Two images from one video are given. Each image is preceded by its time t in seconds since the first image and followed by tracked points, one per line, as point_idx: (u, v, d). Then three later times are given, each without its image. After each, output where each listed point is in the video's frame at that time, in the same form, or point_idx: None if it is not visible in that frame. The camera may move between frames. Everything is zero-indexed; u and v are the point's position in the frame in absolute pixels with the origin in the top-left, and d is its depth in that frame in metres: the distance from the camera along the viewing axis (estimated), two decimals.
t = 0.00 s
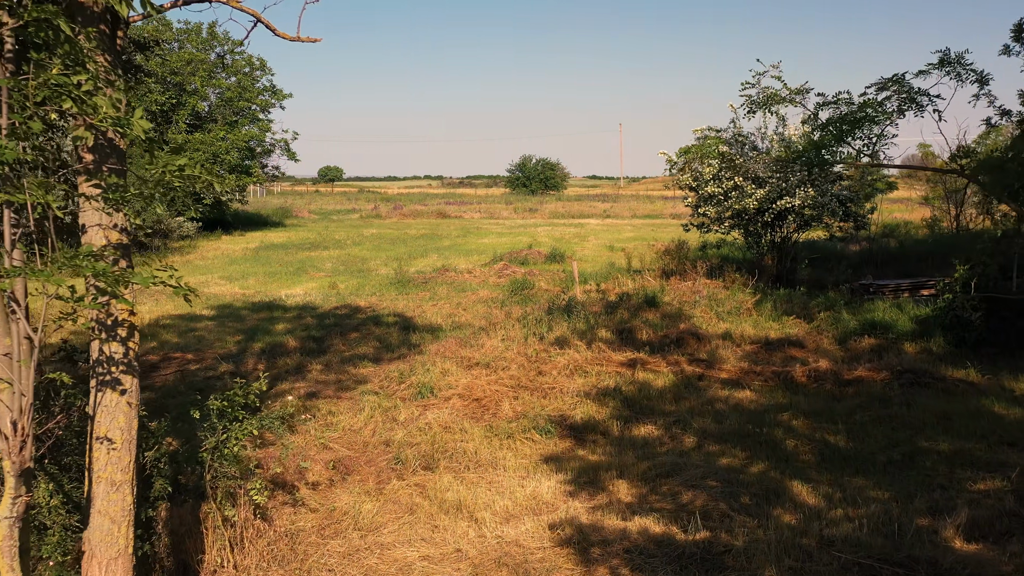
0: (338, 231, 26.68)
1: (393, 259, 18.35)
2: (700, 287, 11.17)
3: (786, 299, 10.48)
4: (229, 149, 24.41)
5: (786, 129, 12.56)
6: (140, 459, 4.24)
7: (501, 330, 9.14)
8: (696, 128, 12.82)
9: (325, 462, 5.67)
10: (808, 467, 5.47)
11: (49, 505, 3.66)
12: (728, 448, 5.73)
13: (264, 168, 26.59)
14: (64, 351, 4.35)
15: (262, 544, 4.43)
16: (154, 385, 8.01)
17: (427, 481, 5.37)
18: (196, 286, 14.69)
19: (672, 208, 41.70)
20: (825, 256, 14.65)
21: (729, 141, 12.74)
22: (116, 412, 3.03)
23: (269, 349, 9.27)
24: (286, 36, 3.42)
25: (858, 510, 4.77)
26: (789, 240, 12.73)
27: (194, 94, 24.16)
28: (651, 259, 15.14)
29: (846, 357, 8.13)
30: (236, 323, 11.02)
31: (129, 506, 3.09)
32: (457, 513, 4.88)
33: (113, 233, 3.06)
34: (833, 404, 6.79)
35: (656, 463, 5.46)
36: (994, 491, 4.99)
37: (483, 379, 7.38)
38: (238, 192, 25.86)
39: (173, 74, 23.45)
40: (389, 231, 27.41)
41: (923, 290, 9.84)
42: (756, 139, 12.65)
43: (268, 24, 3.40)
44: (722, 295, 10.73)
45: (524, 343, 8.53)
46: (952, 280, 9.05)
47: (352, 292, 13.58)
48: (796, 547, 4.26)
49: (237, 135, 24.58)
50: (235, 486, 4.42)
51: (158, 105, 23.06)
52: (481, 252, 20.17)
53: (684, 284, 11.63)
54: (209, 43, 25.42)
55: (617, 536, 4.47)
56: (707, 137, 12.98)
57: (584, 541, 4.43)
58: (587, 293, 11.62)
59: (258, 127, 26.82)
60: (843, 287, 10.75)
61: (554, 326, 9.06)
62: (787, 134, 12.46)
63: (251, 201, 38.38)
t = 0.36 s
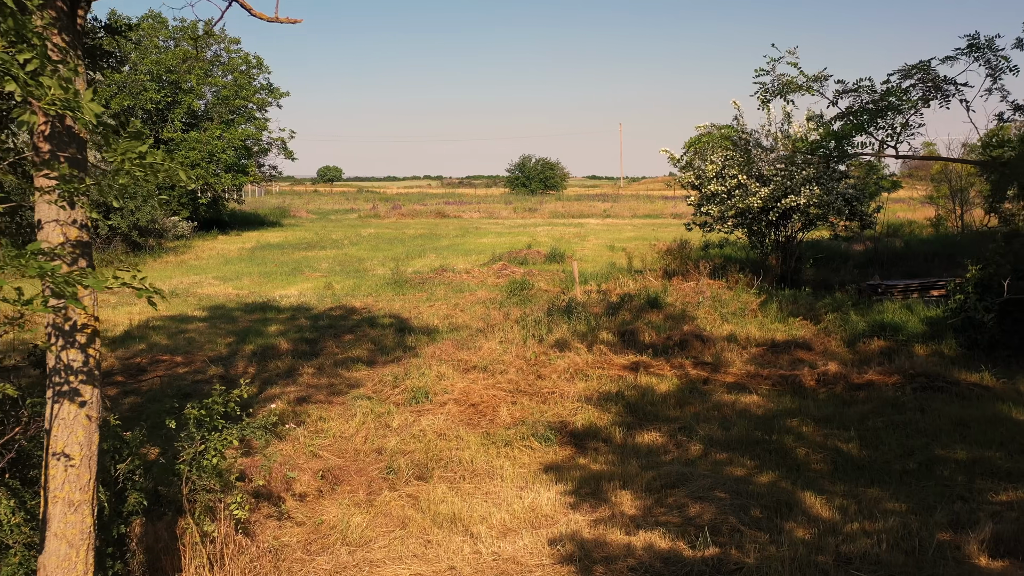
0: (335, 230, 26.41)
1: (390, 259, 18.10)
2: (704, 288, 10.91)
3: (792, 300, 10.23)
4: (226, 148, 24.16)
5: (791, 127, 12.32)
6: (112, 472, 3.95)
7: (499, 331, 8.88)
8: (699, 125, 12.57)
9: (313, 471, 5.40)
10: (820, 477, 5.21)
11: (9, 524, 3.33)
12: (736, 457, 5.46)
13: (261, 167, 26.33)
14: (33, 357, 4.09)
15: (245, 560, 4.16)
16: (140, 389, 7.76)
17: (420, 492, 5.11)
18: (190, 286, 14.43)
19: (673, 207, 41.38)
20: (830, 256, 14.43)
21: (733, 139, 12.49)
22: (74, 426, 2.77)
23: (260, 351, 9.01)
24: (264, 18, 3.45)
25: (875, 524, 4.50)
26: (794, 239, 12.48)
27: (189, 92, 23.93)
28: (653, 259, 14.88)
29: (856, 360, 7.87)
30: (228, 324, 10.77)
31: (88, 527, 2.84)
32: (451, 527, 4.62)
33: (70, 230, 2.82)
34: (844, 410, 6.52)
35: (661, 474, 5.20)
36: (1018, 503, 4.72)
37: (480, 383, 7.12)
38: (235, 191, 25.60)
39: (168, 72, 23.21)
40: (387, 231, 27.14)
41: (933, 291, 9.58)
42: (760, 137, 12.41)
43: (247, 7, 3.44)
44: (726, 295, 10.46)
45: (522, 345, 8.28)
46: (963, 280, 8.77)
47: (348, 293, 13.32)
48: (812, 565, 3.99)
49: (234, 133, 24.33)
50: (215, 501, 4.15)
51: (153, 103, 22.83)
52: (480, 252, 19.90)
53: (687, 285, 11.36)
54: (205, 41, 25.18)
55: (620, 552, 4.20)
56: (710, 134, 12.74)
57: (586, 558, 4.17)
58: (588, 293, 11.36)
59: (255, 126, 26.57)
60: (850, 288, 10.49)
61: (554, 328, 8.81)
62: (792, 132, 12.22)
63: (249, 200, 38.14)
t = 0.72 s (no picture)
0: (333, 230, 26.11)
1: (387, 259, 17.83)
2: (707, 289, 10.64)
3: (798, 301, 9.96)
4: (222, 147, 23.90)
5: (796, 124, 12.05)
6: (80, 487, 3.70)
7: (498, 334, 8.62)
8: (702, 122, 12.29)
9: (301, 483, 5.13)
10: (834, 488, 4.94)
11: None
12: (745, 467, 5.20)
13: (257, 166, 26.06)
14: None
15: None
16: (126, 393, 7.50)
17: (413, 504, 4.85)
18: (184, 287, 14.17)
19: (674, 207, 41.06)
20: (834, 256, 14.20)
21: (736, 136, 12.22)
22: (22, 443, 2.51)
23: (252, 354, 8.75)
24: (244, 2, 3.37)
25: (894, 540, 4.24)
26: (799, 239, 12.23)
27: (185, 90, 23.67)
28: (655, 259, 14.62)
29: (866, 364, 7.61)
30: (221, 326, 10.50)
31: (40, 555, 2.58)
32: (445, 542, 4.35)
33: (17, 228, 2.56)
34: (856, 416, 6.25)
35: (667, 485, 4.94)
36: None
37: (477, 388, 6.85)
38: (231, 191, 25.33)
39: (164, 70, 22.95)
40: (385, 231, 26.87)
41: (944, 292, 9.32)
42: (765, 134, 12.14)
43: None
44: (731, 296, 10.20)
45: (521, 348, 8.01)
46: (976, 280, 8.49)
47: (344, 294, 13.05)
48: None
49: (230, 132, 24.06)
50: (191, 517, 3.88)
51: (148, 102, 22.55)
52: (479, 252, 19.62)
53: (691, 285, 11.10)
54: (201, 39, 24.93)
55: (624, 571, 3.94)
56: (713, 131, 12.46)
57: None
58: (589, 294, 11.11)
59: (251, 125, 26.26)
60: (858, 289, 10.23)
61: (553, 330, 8.55)
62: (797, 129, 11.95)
63: (247, 200, 37.86)
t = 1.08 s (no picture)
0: (330, 230, 25.82)
1: (384, 259, 17.55)
2: (711, 290, 10.37)
3: (805, 303, 9.69)
4: (218, 146, 23.61)
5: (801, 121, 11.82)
6: (42, 506, 3.39)
7: (497, 337, 8.34)
8: (706, 118, 12.03)
9: (287, 496, 4.86)
10: (851, 502, 4.66)
11: None
12: (756, 478, 4.92)
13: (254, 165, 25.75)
14: None
15: None
16: (110, 399, 7.22)
17: (405, 518, 4.57)
18: (176, 288, 13.89)
19: (674, 207, 40.73)
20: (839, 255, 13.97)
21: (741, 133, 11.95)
22: None
23: (242, 357, 8.48)
24: None
25: (917, 559, 3.96)
26: (805, 239, 11.98)
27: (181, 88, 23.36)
28: (657, 259, 14.36)
29: (877, 368, 7.33)
30: (212, 327, 10.24)
31: None
32: (438, 561, 4.08)
33: None
34: (870, 424, 5.97)
35: (674, 498, 4.67)
36: None
37: (474, 393, 6.58)
38: (228, 190, 25.04)
39: (160, 68, 22.66)
40: (383, 230, 26.59)
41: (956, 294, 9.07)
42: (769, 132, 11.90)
43: None
44: (737, 298, 9.92)
45: (520, 352, 7.74)
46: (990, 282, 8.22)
47: (339, 295, 12.77)
48: None
49: (226, 131, 23.78)
50: (166, 537, 3.58)
51: (144, 100, 22.24)
52: (478, 253, 19.32)
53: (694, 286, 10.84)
54: (197, 37, 24.62)
55: None
56: (717, 128, 12.19)
57: None
58: (590, 295, 10.85)
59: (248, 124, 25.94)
60: (866, 290, 9.98)
61: (554, 333, 8.27)
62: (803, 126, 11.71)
63: (244, 200, 37.56)
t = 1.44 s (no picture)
0: (328, 229, 25.54)
1: (382, 259, 17.27)
2: (717, 290, 10.11)
3: (813, 305, 9.42)
4: (214, 144, 23.32)
5: (808, 118, 11.60)
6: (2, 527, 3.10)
7: (496, 339, 8.08)
8: (711, 114, 11.79)
9: (274, 510, 4.58)
10: (872, 516, 4.39)
11: None
12: (771, 491, 4.65)
13: (251, 164, 25.45)
14: None
15: None
16: (94, 404, 6.94)
17: (399, 534, 4.30)
18: (169, 288, 13.60)
19: (675, 207, 40.41)
20: (845, 255, 13.72)
21: (746, 130, 11.72)
22: None
23: (233, 360, 8.21)
24: None
25: None
26: (811, 238, 11.74)
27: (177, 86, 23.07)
28: (660, 259, 14.08)
29: (891, 372, 7.07)
30: (204, 329, 9.96)
31: None
32: None
33: None
34: (887, 432, 5.69)
35: (685, 512, 4.39)
36: None
37: (473, 399, 6.32)
38: (224, 189, 24.75)
39: (155, 66, 22.37)
40: (382, 230, 26.31)
41: (970, 293, 8.79)
42: (775, 129, 11.67)
43: None
44: (743, 299, 9.66)
45: (520, 355, 7.48)
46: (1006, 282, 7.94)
47: (335, 296, 12.50)
48: None
49: (223, 129, 23.50)
50: (138, 560, 3.29)
51: (139, 98, 21.95)
52: (477, 252, 19.05)
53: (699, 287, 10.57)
54: (193, 34, 24.31)
55: None
56: (722, 125, 11.94)
57: None
58: (591, 295, 10.59)
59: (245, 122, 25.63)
60: (877, 291, 9.71)
61: (556, 335, 8.00)
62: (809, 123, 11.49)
63: (242, 199, 37.24)
